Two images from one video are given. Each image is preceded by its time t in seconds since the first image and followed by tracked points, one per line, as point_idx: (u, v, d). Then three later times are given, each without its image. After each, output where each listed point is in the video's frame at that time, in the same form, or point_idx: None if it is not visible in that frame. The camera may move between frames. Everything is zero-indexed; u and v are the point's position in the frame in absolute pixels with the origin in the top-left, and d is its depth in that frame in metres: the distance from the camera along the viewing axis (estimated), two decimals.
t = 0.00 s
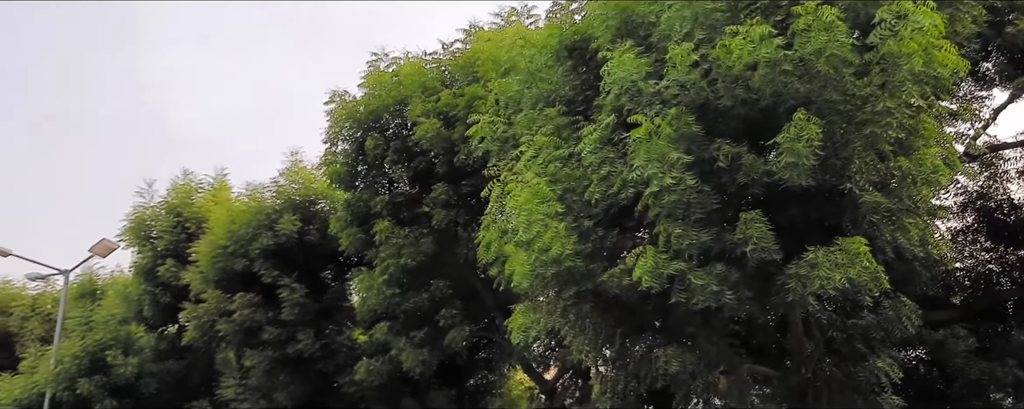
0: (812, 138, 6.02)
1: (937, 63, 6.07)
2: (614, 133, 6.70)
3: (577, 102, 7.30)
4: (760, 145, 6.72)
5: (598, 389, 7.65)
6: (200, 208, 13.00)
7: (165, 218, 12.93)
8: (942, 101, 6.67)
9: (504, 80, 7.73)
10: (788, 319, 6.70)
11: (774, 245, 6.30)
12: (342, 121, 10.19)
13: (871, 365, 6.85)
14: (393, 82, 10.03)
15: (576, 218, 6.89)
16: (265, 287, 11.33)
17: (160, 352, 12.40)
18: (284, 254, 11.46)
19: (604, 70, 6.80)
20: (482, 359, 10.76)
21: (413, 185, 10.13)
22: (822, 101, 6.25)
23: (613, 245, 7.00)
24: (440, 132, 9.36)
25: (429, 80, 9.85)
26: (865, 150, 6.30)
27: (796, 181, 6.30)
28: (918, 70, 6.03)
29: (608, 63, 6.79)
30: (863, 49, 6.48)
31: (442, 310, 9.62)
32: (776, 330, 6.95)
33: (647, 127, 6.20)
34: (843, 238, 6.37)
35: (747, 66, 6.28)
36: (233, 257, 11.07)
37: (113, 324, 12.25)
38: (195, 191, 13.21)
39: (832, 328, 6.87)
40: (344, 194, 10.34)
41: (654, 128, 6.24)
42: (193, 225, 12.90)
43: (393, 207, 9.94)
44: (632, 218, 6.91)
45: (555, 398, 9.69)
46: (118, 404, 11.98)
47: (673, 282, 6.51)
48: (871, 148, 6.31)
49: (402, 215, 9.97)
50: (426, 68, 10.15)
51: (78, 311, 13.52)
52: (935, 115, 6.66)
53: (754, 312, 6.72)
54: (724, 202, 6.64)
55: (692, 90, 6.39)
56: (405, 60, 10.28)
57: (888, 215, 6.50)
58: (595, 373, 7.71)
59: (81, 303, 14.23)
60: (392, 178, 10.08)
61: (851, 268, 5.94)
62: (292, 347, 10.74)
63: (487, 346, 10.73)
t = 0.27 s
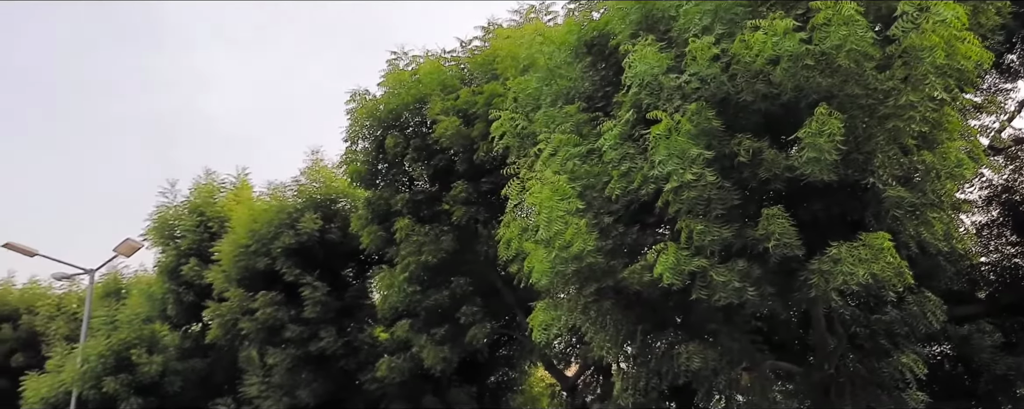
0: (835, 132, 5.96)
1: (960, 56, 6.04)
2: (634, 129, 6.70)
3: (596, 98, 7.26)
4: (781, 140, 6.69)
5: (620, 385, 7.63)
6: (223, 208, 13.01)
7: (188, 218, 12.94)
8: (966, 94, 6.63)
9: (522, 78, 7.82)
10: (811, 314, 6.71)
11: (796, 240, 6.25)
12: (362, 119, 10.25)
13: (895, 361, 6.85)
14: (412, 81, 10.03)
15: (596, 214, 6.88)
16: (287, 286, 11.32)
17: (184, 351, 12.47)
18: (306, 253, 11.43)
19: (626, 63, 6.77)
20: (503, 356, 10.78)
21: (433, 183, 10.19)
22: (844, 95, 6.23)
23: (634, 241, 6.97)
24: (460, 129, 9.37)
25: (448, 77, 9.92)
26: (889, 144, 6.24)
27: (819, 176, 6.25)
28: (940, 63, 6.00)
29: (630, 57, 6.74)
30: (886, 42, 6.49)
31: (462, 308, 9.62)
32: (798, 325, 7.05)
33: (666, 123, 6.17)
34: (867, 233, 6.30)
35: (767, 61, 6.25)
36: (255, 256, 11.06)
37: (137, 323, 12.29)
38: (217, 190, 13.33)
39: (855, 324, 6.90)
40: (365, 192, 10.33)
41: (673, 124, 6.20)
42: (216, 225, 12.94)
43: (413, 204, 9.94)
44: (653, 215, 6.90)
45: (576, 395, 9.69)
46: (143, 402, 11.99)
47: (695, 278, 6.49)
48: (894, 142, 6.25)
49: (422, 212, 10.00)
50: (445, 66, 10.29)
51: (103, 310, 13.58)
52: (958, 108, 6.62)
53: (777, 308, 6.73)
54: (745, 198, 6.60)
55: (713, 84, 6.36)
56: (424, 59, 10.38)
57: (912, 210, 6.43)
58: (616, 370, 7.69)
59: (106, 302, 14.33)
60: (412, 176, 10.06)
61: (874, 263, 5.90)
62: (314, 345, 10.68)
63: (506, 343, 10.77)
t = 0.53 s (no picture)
0: (863, 126, 5.90)
1: (989, 47, 5.95)
2: (659, 124, 6.68)
3: (620, 94, 7.21)
4: (807, 134, 6.64)
5: (646, 382, 7.51)
6: (250, 206, 13.16)
7: (216, 217, 13.14)
8: (995, 85, 6.56)
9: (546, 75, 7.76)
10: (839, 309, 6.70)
11: (824, 235, 6.21)
12: (386, 118, 10.29)
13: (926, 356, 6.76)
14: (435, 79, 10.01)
15: (621, 211, 6.84)
16: (314, 283, 11.38)
17: (214, 349, 12.54)
18: (332, 251, 11.50)
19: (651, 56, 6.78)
20: (529, 352, 10.84)
21: (457, 180, 10.23)
22: (871, 89, 6.17)
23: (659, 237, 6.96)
24: (484, 126, 9.36)
25: (471, 75, 9.90)
26: (918, 136, 6.17)
27: (847, 171, 6.20)
28: (970, 54, 5.92)
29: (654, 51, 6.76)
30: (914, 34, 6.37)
31: (487, 304, 9.61)
32: (826, 320, 7.08)
33: (689, 118, 6.14)
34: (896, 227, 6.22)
35: (794, 54, 6.16)
36: (282, 255, 11.15)
37: (166, 322, 12.46)
38: (243, 190, 13.54)
39: (885, 319, 6.87)
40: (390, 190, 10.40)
41: (698, 119, 6.17)
42: (243, 223, 13.08)
43: (438, 202, 9.95)
44: (678, 210, 6.90)
45: (602, 391, 9.53)
46: (173, 400, 12.15)
47: (721, 274, 6.47)
48: (924, 134, 6.18)
49: (446, 210, 9.99)
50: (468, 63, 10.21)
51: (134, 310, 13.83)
52: (988, 99, 6.51)
53: (805, 304, 6.73)
54: (771, 192, 6.56)
55: (738, 78, 6.33)
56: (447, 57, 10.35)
57: (942, 203, 6.34)
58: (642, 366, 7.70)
59: (136, 302, 14.69)
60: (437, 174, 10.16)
61: (904, 257, 5.83)
62: (342, 342, 10.67)
63: (531, 340, 10.74)
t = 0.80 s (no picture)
0: (889, 117, 5.83)
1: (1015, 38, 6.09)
2: (682, 118, 6.66)
3: (641, 89, 7.17)
4: (833, 126, 6.57)
5: (672, 377, 7.58)
6: (275, 205, 13.20)
7: (241, 216, 13.20)
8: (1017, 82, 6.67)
9: (567, 72, 7.69)
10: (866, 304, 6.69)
11: (852, 228, 6.15)
12: (409, 116, 10.35)
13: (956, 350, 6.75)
14: (457, 75, 10.10)
15: (644, 206, 6.81)
16: (338, 281, 11.40)
17: (240, 346, 12.64)
18: (355, 248, 11.48)
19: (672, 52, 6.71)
20: (552, 348, 10.79)
21: (480, 177, 10.20)
22: (897, 81, 6.11)
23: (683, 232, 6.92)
24: (506, 122, 9.36)
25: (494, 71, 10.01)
26: (946, 128, 6.12)
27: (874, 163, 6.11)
28: (999, 44, 5.89)
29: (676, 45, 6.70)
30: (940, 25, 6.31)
31: (512, 300, 9.61)
32: (853, 315, 7.12)
33: (712, 112, 6.13)
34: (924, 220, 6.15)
35: (818, 46, 6.10)
36: (307, 252, 11.15)
37: (195, 319, 12.50)
38: (268, 188, 13.59)
39: (913, 313, 6.84)
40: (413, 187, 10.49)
41: (721, 112, 6.16)
42: (268, 222, 13.14)
43: (461, 199, 10.04)
44: (703, 204, 6.81)
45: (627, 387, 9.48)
46: (201, 397, 12.34)
47: (747, 268, 6.44)
48: (951, 126, 6.15)
49: (469, 206, 10.06)
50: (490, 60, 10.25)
51: (162, 307, 13.77)
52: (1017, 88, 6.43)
53: (832, 298, 6.73)
54: (796, 186, 6.52)
55: (762, 71, 6.29)
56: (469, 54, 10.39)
57: (971, 195, 6.25)
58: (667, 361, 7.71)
59: (163, 300, 15.00)
60: (459, 171, 10.19)
61: (931, 249, 5.76)
62: (366, 339, 10.74)
63: (556, 335, 10.69)
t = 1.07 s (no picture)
0: (920, 106, 5.74)
1: None
2: (708, 111, 6.63)
3: (666, 83, 7.13)
4: (862, 117, 6.47)
5: (700, 373, 7.66)
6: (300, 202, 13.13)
7: (267, 214, 13.18)
8: None
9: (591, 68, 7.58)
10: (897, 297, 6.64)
11: (882, 221, 6.08)
12: (432, 112, 10.38)
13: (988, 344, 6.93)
14: (480, 71, 10.08)
15: (671, 200, 6.75)
16: (364, 278, 11.38)
17: (268, 342, 12.76)
18: (381, 245, 11.49)
19: (696, 48, 6.65)
20: (580, 344, 10.78)
21: (504, 173, 10.18)
22: (925, 76, 6.04)
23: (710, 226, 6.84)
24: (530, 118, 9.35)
25: (517, 66, 9.93)
26: (978, 117, 6.07)
27: (904, 155, 6.02)
28: None
29: (700, 40, 6.63)
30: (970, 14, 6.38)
31: (538, 296, 9.58)
32: (883, 310, 7.09)
33: (739, 103, 6.07)
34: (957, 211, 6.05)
35: (846, 36, 6.10)
36: (333, 249, 11.23)
37: (224, 317, 12.65)
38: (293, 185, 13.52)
39: (945, 306, 6.96)
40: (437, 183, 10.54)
41: (747, 104, 6.09)
42: (293, 219, 13.11)
43: (485, 195, 10.04)
44: (730, 198, 6.77)
45: (654, 382, 9.40)
46: (229, 394, 12.41)
47: (775, 261, 6.36)
48: (983, 115, 6.09)
49: (494, 202, 10.08)
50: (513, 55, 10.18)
51: (193, 304, 14.13)
52: None
53: (863, 292, 6.68)
54: (825, 178, 6.43)
55: (789, 63, 6.23)
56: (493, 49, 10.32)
57: (1005, 186, 6.17)
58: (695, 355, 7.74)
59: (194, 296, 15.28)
60: (483, 167, 10.16)
61: (964, 240, 5.66)
62: (393, 335, 10.78)
63: (582, 331, 10.70)
